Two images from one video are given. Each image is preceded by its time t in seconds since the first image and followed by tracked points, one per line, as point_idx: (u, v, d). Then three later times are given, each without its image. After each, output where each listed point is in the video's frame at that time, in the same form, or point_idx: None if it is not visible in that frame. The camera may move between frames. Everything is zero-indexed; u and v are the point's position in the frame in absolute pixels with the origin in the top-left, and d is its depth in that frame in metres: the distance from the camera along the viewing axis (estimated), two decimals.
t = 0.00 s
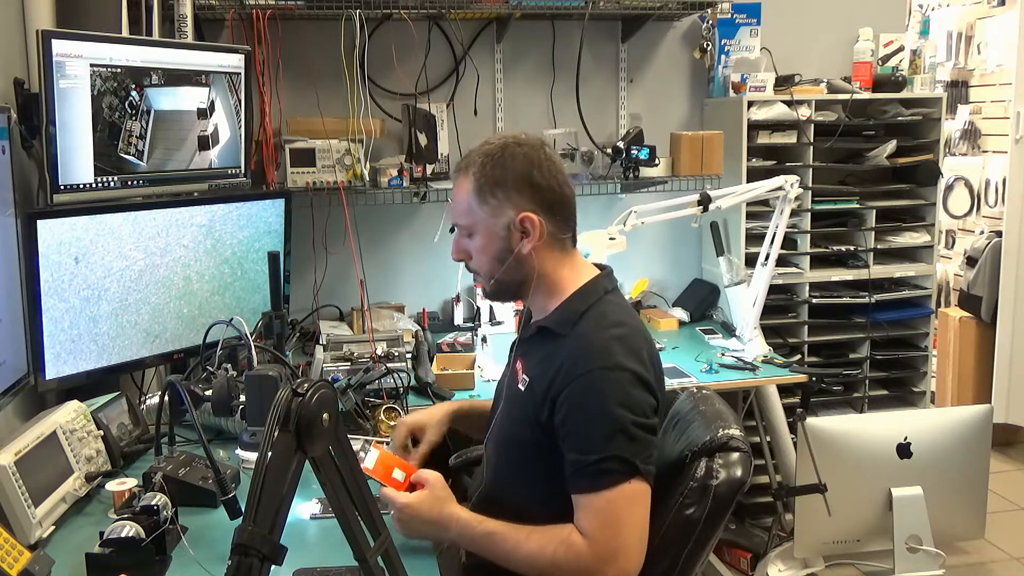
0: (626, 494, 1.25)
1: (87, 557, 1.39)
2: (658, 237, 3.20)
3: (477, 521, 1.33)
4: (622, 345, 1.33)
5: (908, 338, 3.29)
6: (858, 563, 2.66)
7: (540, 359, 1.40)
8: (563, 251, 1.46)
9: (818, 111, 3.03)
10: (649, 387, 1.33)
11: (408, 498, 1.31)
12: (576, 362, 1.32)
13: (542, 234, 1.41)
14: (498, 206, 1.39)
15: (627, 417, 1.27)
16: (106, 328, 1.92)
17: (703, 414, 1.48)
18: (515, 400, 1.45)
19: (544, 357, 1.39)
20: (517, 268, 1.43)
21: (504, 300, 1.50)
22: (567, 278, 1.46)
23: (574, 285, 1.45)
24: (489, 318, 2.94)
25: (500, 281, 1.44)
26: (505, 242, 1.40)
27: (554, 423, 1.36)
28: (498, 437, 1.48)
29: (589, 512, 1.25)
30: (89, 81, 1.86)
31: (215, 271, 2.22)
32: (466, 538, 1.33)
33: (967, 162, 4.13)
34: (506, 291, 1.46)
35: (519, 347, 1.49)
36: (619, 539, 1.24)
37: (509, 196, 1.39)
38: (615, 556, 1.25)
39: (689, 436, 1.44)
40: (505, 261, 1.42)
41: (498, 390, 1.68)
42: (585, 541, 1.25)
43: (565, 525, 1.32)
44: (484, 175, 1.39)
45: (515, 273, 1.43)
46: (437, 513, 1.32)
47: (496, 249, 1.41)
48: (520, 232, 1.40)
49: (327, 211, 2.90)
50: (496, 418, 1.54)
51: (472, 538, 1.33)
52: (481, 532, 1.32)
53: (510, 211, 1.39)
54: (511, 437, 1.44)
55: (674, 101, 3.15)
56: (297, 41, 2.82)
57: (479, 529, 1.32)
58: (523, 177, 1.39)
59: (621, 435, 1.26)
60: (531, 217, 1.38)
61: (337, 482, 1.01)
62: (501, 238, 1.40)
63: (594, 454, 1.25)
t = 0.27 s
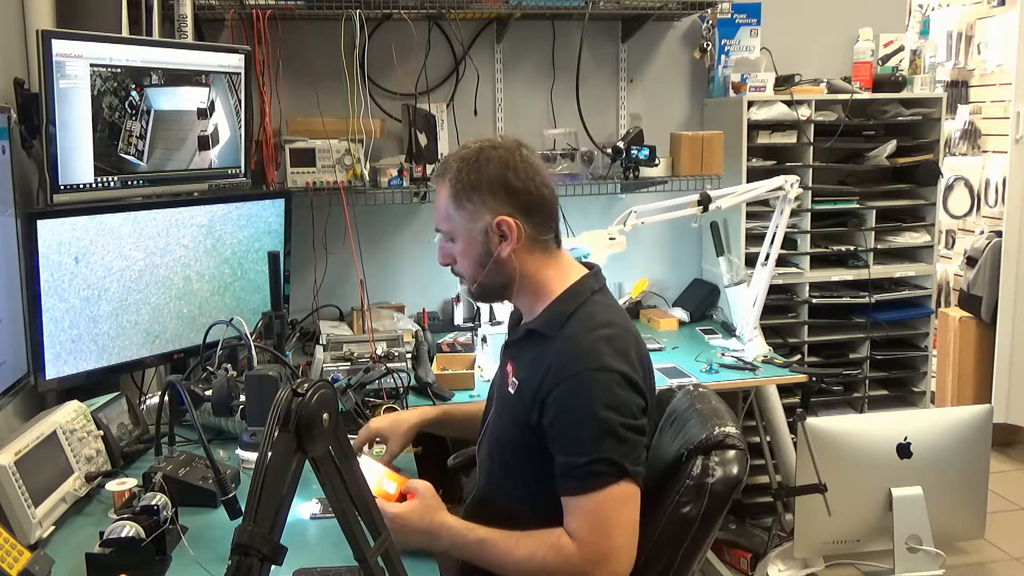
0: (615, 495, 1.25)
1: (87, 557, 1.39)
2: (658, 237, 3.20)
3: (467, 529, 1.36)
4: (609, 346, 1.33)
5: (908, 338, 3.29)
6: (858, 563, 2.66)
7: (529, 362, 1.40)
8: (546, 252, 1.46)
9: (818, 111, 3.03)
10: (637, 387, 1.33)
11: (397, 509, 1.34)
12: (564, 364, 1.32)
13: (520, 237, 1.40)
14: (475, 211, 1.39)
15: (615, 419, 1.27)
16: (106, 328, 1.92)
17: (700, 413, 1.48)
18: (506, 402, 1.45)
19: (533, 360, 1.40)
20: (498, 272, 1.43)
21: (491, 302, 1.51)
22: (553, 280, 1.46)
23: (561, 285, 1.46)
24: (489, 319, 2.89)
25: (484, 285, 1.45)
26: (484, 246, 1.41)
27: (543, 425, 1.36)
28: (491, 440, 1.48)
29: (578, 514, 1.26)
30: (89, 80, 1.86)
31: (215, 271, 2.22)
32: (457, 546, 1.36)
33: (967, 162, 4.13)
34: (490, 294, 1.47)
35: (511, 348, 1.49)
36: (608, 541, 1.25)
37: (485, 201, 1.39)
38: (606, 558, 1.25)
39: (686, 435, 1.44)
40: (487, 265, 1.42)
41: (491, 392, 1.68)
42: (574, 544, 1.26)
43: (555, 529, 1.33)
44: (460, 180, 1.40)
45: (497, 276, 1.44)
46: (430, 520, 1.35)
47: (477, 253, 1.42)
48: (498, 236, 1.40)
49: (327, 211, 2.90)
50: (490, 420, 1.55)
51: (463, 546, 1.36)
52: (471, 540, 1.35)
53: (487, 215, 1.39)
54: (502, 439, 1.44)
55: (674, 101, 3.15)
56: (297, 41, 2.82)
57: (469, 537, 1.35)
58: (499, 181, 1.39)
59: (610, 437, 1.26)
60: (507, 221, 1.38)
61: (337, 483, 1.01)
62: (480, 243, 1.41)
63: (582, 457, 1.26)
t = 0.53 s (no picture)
0: (613, 496, 1.25)
1: (87, 557, 1.39)
2: (658, 237, 3.20)
3: (466, 534, 1.37)
4: (603, 346, 1.33)
5: (908, 338, 3.29)
6: (858, 563, 2.66)
7: (524, 364, 1.40)
8: (536, 254, 1.46)
9: (818, 111, 3.03)
10: (632, 387, 1.33)
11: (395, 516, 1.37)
12: (558, 365, 1.32)
13: (510, 240, 1.41)
14: (464, 215, 1.39)
15: (611, 420, 1.27)
16: (106, 328, 1.92)
17: (700, 413, 1.48)
18: (502, 404, 1.45)
19: (528, 362, 1.40)
20: (489, 275, 1.43)
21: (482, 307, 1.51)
22: (545, 281, 1.46)
23: (553, 286, 1.46)
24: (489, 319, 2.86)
25: (474, 289, 1.45)
26: (474, 250, 1.41)
27: (539, 426, 1.36)
28: (488, 441, 1.48)
29: (577, 517, 1.26)
30: (89, 81, 1.86)
31: (215, 271, 2.22)
32: (458, 549, 1.37)
33: (967, 162, 4.13)
34: (480, 298, 1.47)
35: (505, 350, 1.49)
36: (607, 543, 1.25)
37: (473, 205, 1.39)
38: (605, 559, 1.25)
39: (685, 435, 1.44)
40: (477, 269, 1.43)
41: (487, 394, 1.68)
42: (574, 546, 1.26)
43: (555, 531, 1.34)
44: (447, 185, 1.40)
45: (488, 280, 1.44)
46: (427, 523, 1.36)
47: (466, 258, 1.42)
48: (488, 240, 1.40)
49: (327, 211, 2.90)
50: (486, 421, 1.54)
51: (462, 551, 1.36)
52: (470, 544, 1.36)
53: (476, 219, 1.39)
54: (499, 441, 1.44)
55: (674, 101, 3.15)
56: (298, 41, 2.82)
57: (469, 542, 1.36)
58: (487, 184, 1.39)
59: (607, 438, 1.26)
60: (497, 224, 1.38)
61: (337, 483, 1.01)
62: (470, 247, 1.41)
63: (579, 458, 1.26)
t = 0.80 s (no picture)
0: (612, 499, 1.25)
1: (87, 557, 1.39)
2: (658, 237, 3.20)
3: (467, 505, 1.32)
4: (604, 347, 1.34)
5: (908, 338, 3.29)
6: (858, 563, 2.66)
7: (524, 365, 1.40)
8: (536, 255, 1.46)
9: (818, 111, 3.03)
10: (633, 389, 1.33)
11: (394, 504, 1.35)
12: (559, 367, 1.32)
13: (510, 241, 1.41)
14: (464, 216, 1.39)
15: (611, 422, 1.27)
16: (106, 328, 1.92)
17: (700, 413, 1.48)
18: (502, 405, 1.45)
19: (527, 363, 1.40)
20: (488, 276, 1.43)
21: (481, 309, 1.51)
22: (544, 281, 1.46)
23: (553, 287, 1.46)
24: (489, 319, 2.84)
25: (473, 291, 1.45)
26: (473, 251, 1.41)
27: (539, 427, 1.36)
28: (488, 442, 1.48)
29: (581, 516, 1.25)
30: (89, 81, 1.86)
31: (215, 271, 2.22)
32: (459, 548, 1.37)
33: (967, 162, 4.13)
34: (480, 300, 1.47)
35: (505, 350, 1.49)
36: (607, 545, 1.25)
37: (473, 205, 1.39)
38: (604, 562, 1.25)
39: (686, 435, 1.44)
40: (476, 270, 1.43)
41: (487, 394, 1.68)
42: (576, 544, 1.25)
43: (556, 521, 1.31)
44: (447, 185, 1.40)
45: (487, 281, 1.44)
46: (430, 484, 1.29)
47: (466, 259, 1.42)
48: (487, 241, 1.40)
49: (327, 211, 2.90)
50: (486, 422, 1.55)
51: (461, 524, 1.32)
52: (471, 517, 1.31)
53: (476, 220, 1.39)
54: (499, 442, 1.44)
55: (674, 101, 3.15)
56: (298, 41, 2.82)
57: (470, 514, 1.31)
58: (486, 185, 1.39)
59: (607, 439, 1.26)
60: (497, 225, 1.39)
61: (337, 483, 1.01)
62: (469, 248, 1.41)
63: (579, 459, 1.26)
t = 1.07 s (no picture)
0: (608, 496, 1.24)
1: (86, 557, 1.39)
2: (658, 237, 3.20)
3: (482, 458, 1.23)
4: (606, 346, 1.34)
5: (908, 338, 3.29)
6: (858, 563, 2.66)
7: (525, 364, 1.40)
8: (536, 254, 1.46)
9: (818, 111, 3.03)
10: (634, 388, 1.33)
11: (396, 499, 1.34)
12: (561, 364, 1.32)
13: (509, 240, 1.40)
14: (463, 216, 1.39)
15: (614, 419, 1.27)
16: (106, 328, 1.92)
17: (700, 413, 1.48)
18: (503, 404, 1.45)
19: (528, 362, 1.40)
20: (489, 277, 1.43)
21: (484, 310, 1.51)
22: (545, 280, 1.47)
23: (553, 285, 1.46)
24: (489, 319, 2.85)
25: (474, 291, 1.45)
26: (473, 252, 1.41)
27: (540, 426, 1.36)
28: (490, 442, 1.48)
29: (590, 509, 1.22)
30: (88, 80, 1.86)
31: (215, 271, 2.22)
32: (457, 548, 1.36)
33: (967, 162, 4.13)
34: (482, 301, 1.47)
35: (507, 350, 1.49)
36: (601, 545, 1.22)
37: (471, 205, 1.39)
38: (594, 562, 1.22)
39: (686, 435, 1.44)
40: (476, 271, 1.43)
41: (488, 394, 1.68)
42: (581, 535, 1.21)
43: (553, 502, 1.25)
44: (445, 186, 1.40)
45: (488, 281, 1.44)
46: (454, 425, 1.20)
47: (466, 260, 1.42)
48: (485, 241, 1.40)
49: (327, 211, 2.90)
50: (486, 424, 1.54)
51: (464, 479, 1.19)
52: (480, 471, 1.21)
53: (475, 220, 1.39)
54: (500, 442, 1.44)
55: (674, 101, 3.15)
56: (298, 41, 2.82)
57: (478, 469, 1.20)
58: (485, 185, 1.39)
59: (609, 436, 1.26)
60: (496, 224, 1.38)
61: (337, 482, 1.01)
62: (469, 248, 1.41)
63: (581, 453, 1.24)
